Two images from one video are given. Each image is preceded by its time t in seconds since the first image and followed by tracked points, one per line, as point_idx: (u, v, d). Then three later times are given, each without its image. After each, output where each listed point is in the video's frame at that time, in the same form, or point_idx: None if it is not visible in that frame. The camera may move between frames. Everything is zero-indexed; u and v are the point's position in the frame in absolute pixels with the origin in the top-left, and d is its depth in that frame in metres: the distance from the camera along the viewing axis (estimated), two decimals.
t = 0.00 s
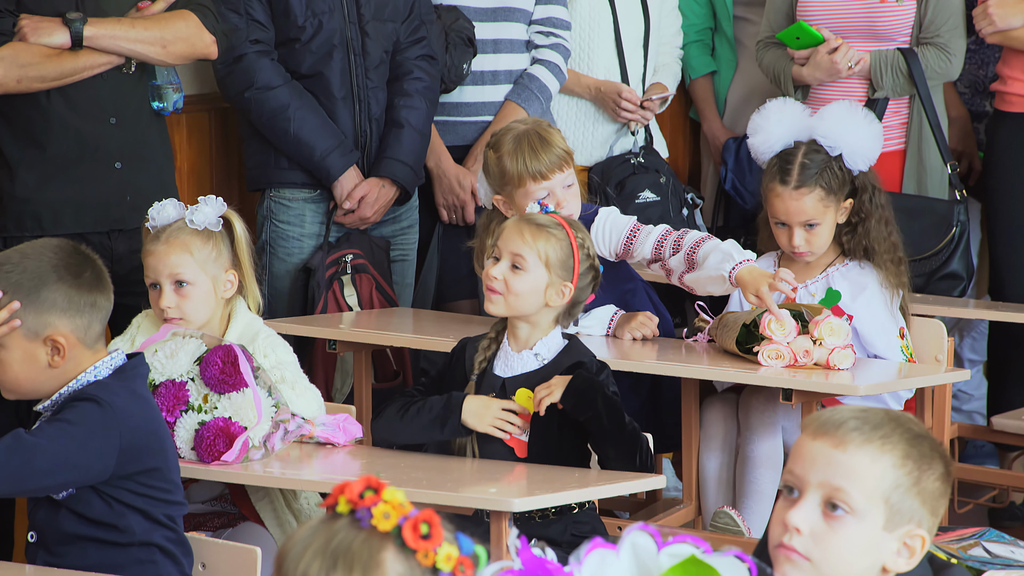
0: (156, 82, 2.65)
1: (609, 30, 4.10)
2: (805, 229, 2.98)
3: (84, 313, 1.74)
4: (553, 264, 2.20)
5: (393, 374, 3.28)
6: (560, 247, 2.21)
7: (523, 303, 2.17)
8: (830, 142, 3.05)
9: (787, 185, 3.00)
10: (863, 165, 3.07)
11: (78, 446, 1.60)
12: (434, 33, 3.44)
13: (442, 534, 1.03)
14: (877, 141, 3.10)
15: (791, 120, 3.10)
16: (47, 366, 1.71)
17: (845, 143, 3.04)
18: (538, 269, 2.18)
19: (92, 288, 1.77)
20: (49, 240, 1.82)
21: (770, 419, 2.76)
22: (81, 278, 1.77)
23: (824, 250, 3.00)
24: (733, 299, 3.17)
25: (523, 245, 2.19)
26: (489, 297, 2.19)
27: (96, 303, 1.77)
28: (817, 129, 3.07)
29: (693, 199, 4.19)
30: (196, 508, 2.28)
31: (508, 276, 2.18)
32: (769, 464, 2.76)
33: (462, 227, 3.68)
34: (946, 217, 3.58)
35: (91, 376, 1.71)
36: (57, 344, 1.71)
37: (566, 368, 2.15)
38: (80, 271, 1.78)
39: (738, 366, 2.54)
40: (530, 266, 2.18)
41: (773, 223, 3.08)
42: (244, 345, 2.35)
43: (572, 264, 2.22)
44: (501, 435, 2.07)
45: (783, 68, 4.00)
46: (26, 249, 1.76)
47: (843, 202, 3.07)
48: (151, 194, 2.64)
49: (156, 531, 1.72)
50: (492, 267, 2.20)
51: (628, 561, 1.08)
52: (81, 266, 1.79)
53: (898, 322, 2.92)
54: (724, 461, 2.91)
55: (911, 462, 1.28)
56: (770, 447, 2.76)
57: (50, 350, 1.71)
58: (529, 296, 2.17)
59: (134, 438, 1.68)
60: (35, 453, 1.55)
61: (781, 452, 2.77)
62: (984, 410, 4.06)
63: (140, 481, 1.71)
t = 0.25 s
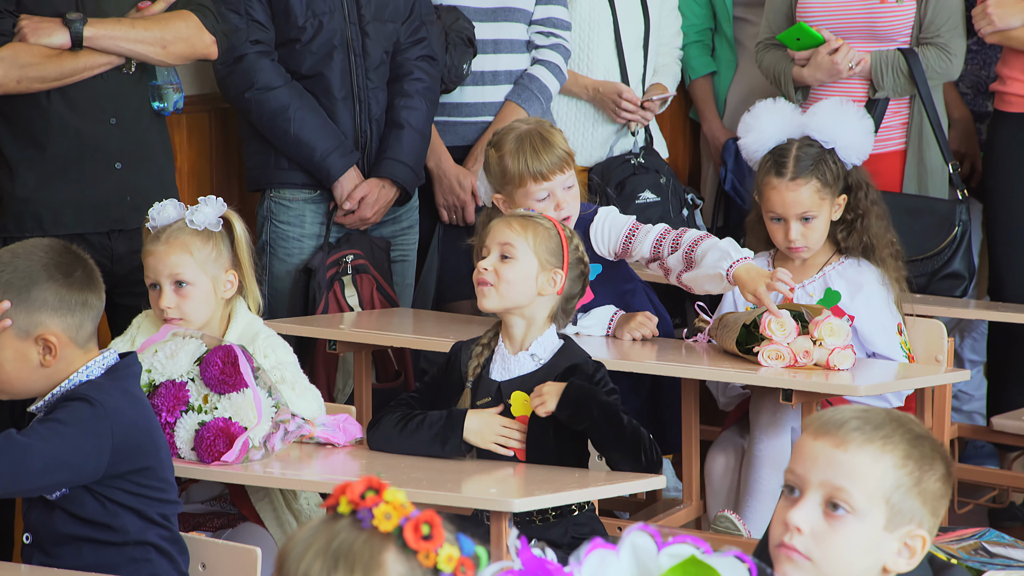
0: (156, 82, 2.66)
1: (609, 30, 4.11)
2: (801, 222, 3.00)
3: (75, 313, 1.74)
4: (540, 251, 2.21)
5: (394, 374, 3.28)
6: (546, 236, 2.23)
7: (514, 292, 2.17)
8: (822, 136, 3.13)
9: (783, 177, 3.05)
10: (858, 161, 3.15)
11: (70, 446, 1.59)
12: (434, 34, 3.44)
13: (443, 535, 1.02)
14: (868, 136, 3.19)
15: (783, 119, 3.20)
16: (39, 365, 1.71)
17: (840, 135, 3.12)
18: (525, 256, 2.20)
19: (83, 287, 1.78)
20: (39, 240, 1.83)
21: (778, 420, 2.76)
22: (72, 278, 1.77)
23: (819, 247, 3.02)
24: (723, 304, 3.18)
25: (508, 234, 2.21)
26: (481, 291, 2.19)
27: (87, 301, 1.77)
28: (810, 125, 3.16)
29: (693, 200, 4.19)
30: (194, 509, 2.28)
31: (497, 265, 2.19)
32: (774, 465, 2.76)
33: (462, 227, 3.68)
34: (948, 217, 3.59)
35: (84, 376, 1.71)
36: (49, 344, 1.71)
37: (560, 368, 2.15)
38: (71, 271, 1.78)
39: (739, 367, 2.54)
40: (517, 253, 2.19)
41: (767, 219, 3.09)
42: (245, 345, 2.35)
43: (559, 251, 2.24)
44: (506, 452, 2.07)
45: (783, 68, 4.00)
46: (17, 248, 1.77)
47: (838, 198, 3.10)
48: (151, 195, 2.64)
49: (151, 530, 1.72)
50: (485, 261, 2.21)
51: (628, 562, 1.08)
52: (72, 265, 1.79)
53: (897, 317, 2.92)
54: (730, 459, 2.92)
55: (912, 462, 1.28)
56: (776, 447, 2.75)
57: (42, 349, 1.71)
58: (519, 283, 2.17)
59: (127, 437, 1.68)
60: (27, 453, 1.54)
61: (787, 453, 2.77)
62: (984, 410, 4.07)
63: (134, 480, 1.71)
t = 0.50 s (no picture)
0: (155, 83, 2.64)
1: (608, 30, 4.11)
2: (799, 221, 3.02)
3: (72, 313, 1.74)
4: (550, 253, 2.22)
5: (394, 374, 3.28)
6: (555, 238, 2.24)
7: (527, 294, 2.17)
8: (816, 137, 3.13)
9: (781, 176, 3.05)
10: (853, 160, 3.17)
11: (67, 446, 1.59)
12: (434, 34, 3.43)
13: (444, 536, 1.02)
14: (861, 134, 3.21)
15: (775, 121, 3.17)
16: (36, 366, 1.71)
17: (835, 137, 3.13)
18: (537, 258, 2.20)
19: (80, 287, 1.78)
20: (35, 241, 1.83)
21: (781, 417, 2.75)
22: (69, 279, 1.77)
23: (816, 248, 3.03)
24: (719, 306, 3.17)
25: (518, 236, 2.20)
26: (492, 293, 2.18)
27: (83, 302, 1.77)
28: (804, 126, 3.16)
29: (694, 200, 4.18)
30: (195, 509, 2.28)
31: (510, 268, 2.18)
32: (775, 461, 2.76)
33: (462, 227, 3.68)
34: (948, 217, 3.58)
35: (81, 376, 1.71)
36: (46, 345, 1.71)
37: (556, 364, 2.15)
38: (67, 271, 1.78)
39: (739, 367, 2.54)
40: (528, 255, 2.19)
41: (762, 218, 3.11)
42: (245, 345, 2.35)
43: (568, 252, 2.25)
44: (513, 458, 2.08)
45: (784, 70, 4.01)
46: (13, 249, 1.77)
47: (834, 201, 3.11)
48: (151, 194, 2.64)
49: (149, 530, 1.72)
50: (493, 265, 2.20)
51: (629, 562, 1.08)
52: (69, 265, 1.79)
53: (894, 317, 2.93)
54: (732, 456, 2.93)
55: (912, 463, 1.28)
56: (778, 445, 2.76)
57: (39, 350, 1.71)
58: (532, 285, 2.18)
59: (124, 437, 1.68)
60: (23, 453, 1.54)
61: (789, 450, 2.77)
62: (984, 410, 4.07)
63: (131, 480, 1.71)
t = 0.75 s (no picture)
0: (156, 82, 2.63)
1: (608, 31, 4.11)
2: (809, 213, 3.01)
3: (71, 313, 1.74)
4: (558, 255, 2.22)
5: (394, 375, 3.28)
6: (562, 240, 2.24)
7: (540, 298, 2.17)
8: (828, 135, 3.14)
9: (793, 169, 3.06)
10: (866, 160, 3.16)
11: (66, 446, 1.59)
12: (434, 35, 3.43)
13: (446, 538, 1.02)
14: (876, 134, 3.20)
15: (789, 119, 3.22)
16: (35, 366, 1.71)
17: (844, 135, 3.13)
18: (546, 260, 2.19)
19: (79, 287, 1.78)
20: (35, 240, 1.83)
21: (776, 415, 2.77)
22: (68, 279, 1.77)
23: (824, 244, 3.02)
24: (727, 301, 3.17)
25: (527, 239, 2.20)
26: (505, 299, 2.17)
27: (82, 302, 1.77)
28: (816, 124, 3.17)
29: (693, 201, 4.18)
30: (195, 509, 2.28)
31: (522, 273, 2.17)
32: (774, 457, 2.77)
33: (462, 227, 3.68)
34: (943, 220, 3.58)
35: (80, 376, 1.71)
36: (45, 345, 1.71)
37: (552, 363, 2.16)
38: (67, 272, 1.78)
39: (739, 367, 2.54)
40: (538, 258, 2.19)
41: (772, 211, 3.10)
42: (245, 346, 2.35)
43: (574, 253, 2.26)
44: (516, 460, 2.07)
45: (783, 71, 4.01)
46: (13, 249, 1.77)
47: (845, 199, 3.09)
48: (151, 195, 2.64)
49: (148, 529, 1.72)
50: (504, 269, 2.19)
51: (629, 562, 1.08)
52: (68, 265, 1.79)
53: (898, 321, 2.93)
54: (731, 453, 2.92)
55: (913, 463, 1.28)
56: (776, 443, 2.77)
57: (38, 350, 1.71)
58: (543, 289, 2.18)
59: (123, 436, 1.68)
60: (22, 453, 1.54)
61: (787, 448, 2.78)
62: (984, 410, 4.07)
63: (130, 480, 1.71)
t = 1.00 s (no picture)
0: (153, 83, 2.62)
1: (608, 32, 4.11)
2: (821, 204, 3.01)
3: (70, 315, 1.74)
4: (553, 258, 2.23)
5: (392, 376, 3.28)
6: (557, 243, 2.25)
7: (535, 302, 2.18)
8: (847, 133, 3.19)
9: (810, 158, 3.06)
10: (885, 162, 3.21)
11: (63, 446, 1.58)
12: (433, 36, 3.43)
13: (445, 540, 1.02)
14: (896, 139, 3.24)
15: (812, 114, 3.28)
16: (34, 367, 1.71)
17: (862, 135, 3.17)
18: (541, 264, 2.20)
19: (79, 289, 1.78)
20: (34, 242, 1.83)
21: (772, 416, 2.78)
22: (67, 281, 1.77)
23: (832, 240, 3.02)
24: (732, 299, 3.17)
25: (521, 243, 2.21)
26: (500, 303, 2.18)
27: (82, 304, 1.77)
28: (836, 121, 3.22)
29: (692, 202, 4.16)
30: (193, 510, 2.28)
31: (517, 277, 2.18)
32: (773, 453, 2.77)
33: (461, 229, 3.68)
34: (932, 221, 3.58)
35: (78, 377, 1.71)
36: (45, 347, 1.71)
37: (544, 367, 2.15)
38: (67, 274, 1.78)
39: (738, 368, 2.54)
40: (533, 262, 2.19)
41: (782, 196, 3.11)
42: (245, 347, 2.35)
43: (569, 256, 2.26)
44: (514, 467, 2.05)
45: (780, 71, 4.03)
46: (13, 250, 1.77)
47: (858, 198, 3.09)
48: (151, 196, 2.63)
49: (146, 530, 1.72)
50: (500, 272, 2.20)
51: (628, 564, 1.08)
52: (68, 268, 1.80)
53: (902, 324, 2.91)
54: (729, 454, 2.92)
55: (912, 464, 1.28)
56: (774, 443, 2.77)
57: (37, 351, 1.71)
58: (539, 292, 2.19)
59: (121, 437, 1.68)
60: (19, 452, 1.54)
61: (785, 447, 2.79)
62: (983, 411, 4.07)
63: (128, 480, 1.71)
